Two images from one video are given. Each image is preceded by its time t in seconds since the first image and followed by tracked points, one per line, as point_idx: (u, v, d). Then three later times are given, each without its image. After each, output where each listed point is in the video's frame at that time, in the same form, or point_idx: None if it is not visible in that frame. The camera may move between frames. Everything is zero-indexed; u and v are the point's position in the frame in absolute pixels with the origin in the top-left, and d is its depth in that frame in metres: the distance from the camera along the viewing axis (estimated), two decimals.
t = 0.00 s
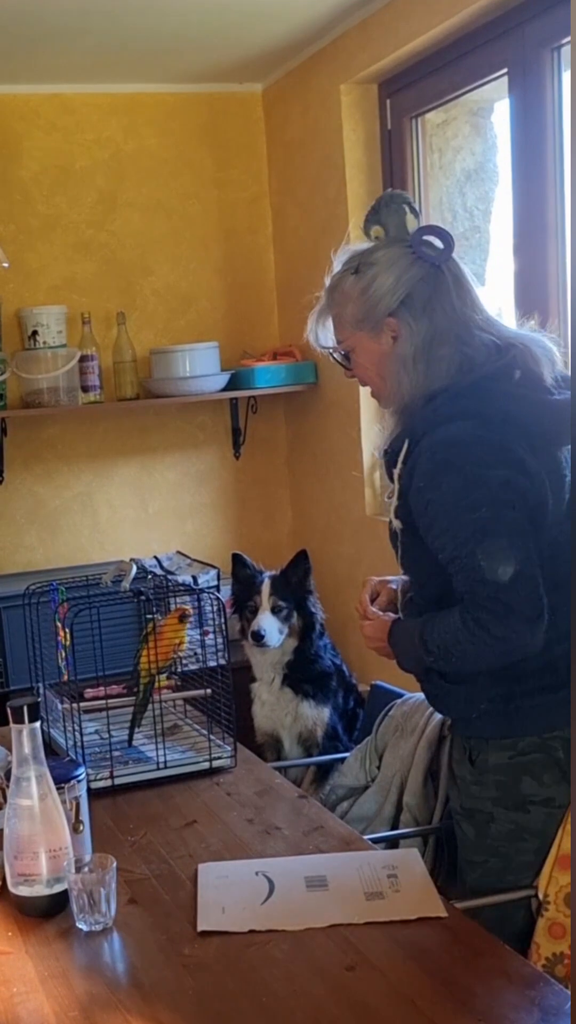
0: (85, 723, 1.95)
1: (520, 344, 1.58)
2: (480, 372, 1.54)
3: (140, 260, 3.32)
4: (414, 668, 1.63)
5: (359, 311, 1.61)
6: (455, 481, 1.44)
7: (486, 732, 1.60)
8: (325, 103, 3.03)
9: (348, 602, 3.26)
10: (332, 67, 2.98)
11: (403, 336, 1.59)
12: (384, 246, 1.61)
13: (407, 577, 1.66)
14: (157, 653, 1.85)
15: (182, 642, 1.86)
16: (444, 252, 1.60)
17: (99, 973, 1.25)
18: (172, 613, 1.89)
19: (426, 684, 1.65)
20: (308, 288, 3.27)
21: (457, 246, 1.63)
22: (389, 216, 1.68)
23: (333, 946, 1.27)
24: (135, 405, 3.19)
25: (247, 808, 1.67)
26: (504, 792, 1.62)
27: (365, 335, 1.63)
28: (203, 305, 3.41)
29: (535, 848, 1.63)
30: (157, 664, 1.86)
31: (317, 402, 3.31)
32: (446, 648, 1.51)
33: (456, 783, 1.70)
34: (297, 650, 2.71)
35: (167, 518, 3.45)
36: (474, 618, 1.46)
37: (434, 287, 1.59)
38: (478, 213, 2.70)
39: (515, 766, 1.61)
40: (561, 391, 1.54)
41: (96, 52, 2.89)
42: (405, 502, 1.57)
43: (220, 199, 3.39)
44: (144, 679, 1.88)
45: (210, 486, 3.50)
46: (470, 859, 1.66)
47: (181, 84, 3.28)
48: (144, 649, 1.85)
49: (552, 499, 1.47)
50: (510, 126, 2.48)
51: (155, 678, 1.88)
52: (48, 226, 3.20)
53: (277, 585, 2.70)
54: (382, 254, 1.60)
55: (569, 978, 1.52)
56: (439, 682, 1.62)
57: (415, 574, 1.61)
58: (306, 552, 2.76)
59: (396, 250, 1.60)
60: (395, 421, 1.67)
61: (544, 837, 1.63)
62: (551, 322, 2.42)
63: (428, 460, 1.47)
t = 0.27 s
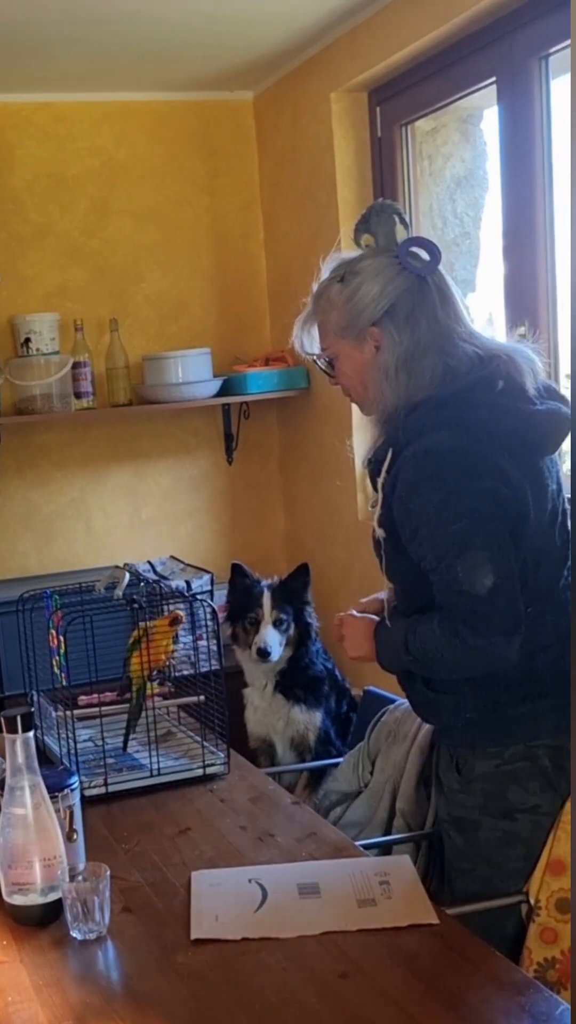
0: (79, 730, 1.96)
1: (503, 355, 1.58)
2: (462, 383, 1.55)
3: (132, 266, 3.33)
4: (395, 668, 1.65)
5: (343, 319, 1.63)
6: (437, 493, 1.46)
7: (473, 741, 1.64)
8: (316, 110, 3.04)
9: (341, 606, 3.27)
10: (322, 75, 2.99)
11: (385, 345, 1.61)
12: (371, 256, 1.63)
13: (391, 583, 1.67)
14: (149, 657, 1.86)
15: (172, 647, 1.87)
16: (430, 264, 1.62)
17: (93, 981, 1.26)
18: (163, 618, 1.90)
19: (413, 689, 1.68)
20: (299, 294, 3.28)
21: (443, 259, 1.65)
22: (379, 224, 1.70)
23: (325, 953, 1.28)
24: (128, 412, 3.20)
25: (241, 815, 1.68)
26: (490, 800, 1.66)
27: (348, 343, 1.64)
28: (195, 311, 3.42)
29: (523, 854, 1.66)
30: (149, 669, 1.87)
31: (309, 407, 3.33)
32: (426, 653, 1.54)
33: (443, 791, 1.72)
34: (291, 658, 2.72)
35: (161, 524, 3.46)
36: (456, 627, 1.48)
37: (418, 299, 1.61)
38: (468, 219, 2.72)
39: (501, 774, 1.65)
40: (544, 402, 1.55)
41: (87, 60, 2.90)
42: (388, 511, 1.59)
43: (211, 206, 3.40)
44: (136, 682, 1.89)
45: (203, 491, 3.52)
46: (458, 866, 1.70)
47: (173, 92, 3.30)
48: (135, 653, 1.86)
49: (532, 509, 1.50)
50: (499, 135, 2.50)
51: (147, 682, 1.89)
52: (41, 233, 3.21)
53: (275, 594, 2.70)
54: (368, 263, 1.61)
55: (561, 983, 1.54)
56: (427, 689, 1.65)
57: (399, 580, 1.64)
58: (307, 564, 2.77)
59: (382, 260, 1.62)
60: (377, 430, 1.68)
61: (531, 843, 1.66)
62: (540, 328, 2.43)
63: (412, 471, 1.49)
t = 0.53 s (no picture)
0: (79, 741, 1.96)
1: (487, 358, 1.60)
2: (447, 386, 1.56)
3: (122, 275, 3.33)
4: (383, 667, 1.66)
5: (328, 321, 1.63)
6: (421, 495, 1.46)
7: (470, 743, 1.64)
8: (301, 114, 3.05)
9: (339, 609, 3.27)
10: (306, 79, 2.99)
11: (369, 349, 1.61)
12: (356, 259, 1.62)
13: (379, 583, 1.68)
14: (146, 662, 1.86)
15: (168, 653, 1.87)
16: (416, 270, 1.61)
17: (98, 993, 1.26)
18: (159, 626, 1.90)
19: (407, 692, 1.67)
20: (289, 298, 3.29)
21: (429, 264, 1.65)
22: (366, 229, 1.70)
23: (329, 959, 1.28)
24: (121, 421, 3.20)
25: (242, 822, 1.68)
26: (488, 801, 1.67)
27: (332, 345, 1.64)
28: (186, 318, 3.42)
29: (522, 854, 1.68)
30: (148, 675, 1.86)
31: (303, 411, 3.33)
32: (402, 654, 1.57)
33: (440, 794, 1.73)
34: (291, 665, 2.71)
35: (157, 531, 3.46)
36: (433, 630, 1.50)
37: (403, 304, 1.61)
38: (455, 219, 2.72)
39: (498, 775, 1.66)
40: (527, 402, 1.58)
41: (71, 70, 2.90)
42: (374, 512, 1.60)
43: (200, 213, 3.41)
44: (135, 690, 1.88)
45: (199, 498, 3.52)
46: (458, 868, 1.70)
47: (158, 100, 3.30)
48: (133, 660, 1.86)
49: (516, 510, 1.52)
50: (483, 135, 2.50)
51: (146, 689, 1.88)
52: (30, 245, 3.21)
53: (276, 602, 2.69)
54: (354, 266, 1.61)
55: (566, 983, 1.55)
56: (420, 692, 1.65)
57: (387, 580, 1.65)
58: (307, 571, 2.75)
59: (367, 263, 1.61)
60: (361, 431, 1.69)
61: (531, 843, 1.68)
62: (530, 327, 2.44)
63: (398, 473, 1.50)
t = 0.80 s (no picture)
0: (76, 741, 1.95)
1: (472, 352, 1.59)
2: (428, 382, 1.56)
3: (118, 275, 3.32)
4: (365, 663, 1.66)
5: (316, 315, 1.63)
6: (399, 490, 1.48)
7: (459, 740, 1.64)
8: (296, 112, 3.04)
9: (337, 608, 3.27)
10: (302, 77, 2.99)
11: (356, 342, 1.60)
12: (346, 254, 1.62)
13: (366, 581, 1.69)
14: (143, 662, 1.85)
15: (166, 653, 1.86)
16: (405, 263, 1.61)
17: (95, 993, 1.25)
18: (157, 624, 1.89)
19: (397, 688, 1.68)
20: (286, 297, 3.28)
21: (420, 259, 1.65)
22: (356, 224, 1.69)
23: (327, 957, 1.28)
24: (118, 420, 3.19)
25: (240, 821, 1.67)
26: (478, 800, 1.66)
27: (321, 338, 1.64)
28: (183, 317, 3.42)
29: (516, 853, 1.67)
30: (144, 675, 1.86)
31: (300, 410, 3.32)
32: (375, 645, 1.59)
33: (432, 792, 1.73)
34: (288, 664, 2.71)
35: (154, 531, 3.46)
36: (405, 624, 1.52)
37: (391, 298, 1.60)
38: (452, 216, 2.72)
39: (487, 774, 1.65)
40: (512, 396, 1.58)
41: (66, 70, 2.90)
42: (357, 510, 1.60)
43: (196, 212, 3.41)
44: (131, 690, 1.88)
45: (197, 497, 3.51)
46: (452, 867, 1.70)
47: (153, 99, 3.29)
48: (129, 659, 1.86)
49: (496, 506, 1.53)
50: (479, 132, 2.50)
51: (142, 689, 1.88)
52: (26, 245, 3.21)
53: (272, 601, 2.69)
54: (343, 261, 1.61)
55: (565, 979, 1.53)
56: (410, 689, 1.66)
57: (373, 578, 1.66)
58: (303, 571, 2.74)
59: (356, 258, 1.61)
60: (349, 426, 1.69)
61: (523, 843, 1.67)
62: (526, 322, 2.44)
63: (377, 466, 1.51)
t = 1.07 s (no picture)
0: (73, 737, 1.94)
1: (457, 343, 1.58)
2: (413, 373, 1.55)
3: (112, 269, 3.31)
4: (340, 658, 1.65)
5: (304, 308, 1.62)
6: (380, 479, 1.46)
7: (450, 735, 1.63)
8: (291, 105, 3.03)
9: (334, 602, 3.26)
10: (296, 69, 2.97)
11: (344, 334, 1.60)
12: (334, 245, 1.61)
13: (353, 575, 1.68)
14: (140, 659, 1.84)
15: (163, 648, 1.85)
16: (394, 256, 1.60)
17: (93, 990, 1.25)
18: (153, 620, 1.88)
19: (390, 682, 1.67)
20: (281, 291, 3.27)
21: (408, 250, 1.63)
22: (344, 216, 1.68)
23: (326, 952, 1.27)
24: (114, 415, 3.18)
25: (238, 816, 1.67)
26: (471, 795, 1.66)
27: (309, 331, 1.64)
28: (177, 312, 3.41)
29: (510, 848, 1.67)
30: (140, 671, 1.85)
31: (295, 404, 3.32)
32: (349, 638, 1.57)
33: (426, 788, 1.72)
34: (285, 658, 2.70)
35: (150, 527, 3.45)
36: (386, 614, 1.48)
37: (379, 290, 1.59)
38: (447, 209, 2.71)
39: (479, 769, 1.64)
40: (497, 387, 1.57)
41: (59, 63, 2.88)
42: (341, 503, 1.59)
43: (190, 205, 3.39)
44: (127, 687, 1.87)
45: (192, 492, 3.50)
46: (449, 863, 1.69)
47: (147, 93, 3.28)
48: (125, 656, 1.85)
49: (477, 496, 1.52)
50: (474, 124, 2.49)
51: (138, 686, 1.87)
52: (19, 239, 3.19)
53: (268, 595, 2.67)
54: (331, 253, 1.60)
55: (565, 974, 1.54)
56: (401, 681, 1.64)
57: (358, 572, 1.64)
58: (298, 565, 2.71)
59: (344, 250, 1.60)
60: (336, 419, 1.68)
61: (517, 838, 1.66)
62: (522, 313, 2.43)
63: (360, 457, 1.50)
